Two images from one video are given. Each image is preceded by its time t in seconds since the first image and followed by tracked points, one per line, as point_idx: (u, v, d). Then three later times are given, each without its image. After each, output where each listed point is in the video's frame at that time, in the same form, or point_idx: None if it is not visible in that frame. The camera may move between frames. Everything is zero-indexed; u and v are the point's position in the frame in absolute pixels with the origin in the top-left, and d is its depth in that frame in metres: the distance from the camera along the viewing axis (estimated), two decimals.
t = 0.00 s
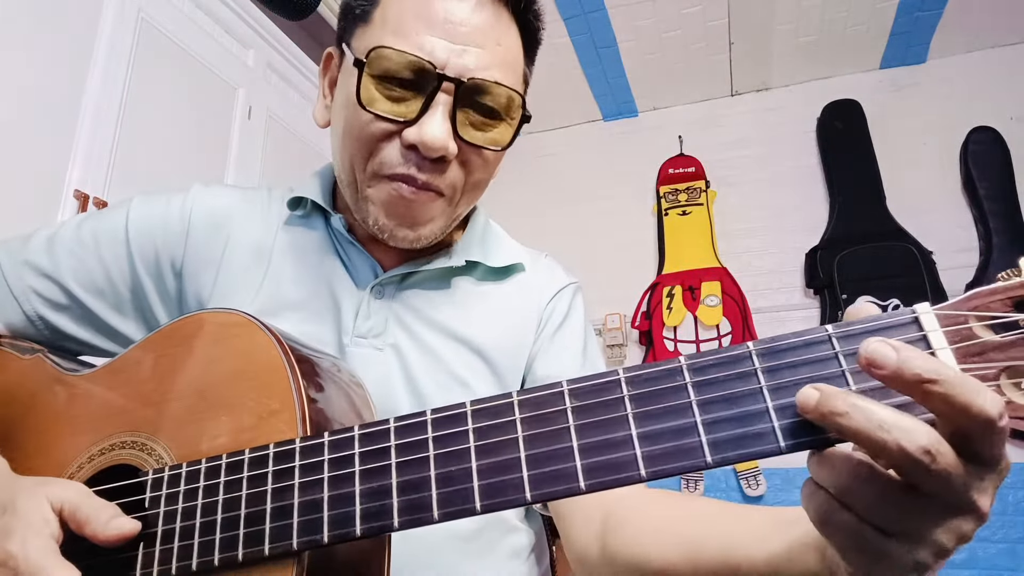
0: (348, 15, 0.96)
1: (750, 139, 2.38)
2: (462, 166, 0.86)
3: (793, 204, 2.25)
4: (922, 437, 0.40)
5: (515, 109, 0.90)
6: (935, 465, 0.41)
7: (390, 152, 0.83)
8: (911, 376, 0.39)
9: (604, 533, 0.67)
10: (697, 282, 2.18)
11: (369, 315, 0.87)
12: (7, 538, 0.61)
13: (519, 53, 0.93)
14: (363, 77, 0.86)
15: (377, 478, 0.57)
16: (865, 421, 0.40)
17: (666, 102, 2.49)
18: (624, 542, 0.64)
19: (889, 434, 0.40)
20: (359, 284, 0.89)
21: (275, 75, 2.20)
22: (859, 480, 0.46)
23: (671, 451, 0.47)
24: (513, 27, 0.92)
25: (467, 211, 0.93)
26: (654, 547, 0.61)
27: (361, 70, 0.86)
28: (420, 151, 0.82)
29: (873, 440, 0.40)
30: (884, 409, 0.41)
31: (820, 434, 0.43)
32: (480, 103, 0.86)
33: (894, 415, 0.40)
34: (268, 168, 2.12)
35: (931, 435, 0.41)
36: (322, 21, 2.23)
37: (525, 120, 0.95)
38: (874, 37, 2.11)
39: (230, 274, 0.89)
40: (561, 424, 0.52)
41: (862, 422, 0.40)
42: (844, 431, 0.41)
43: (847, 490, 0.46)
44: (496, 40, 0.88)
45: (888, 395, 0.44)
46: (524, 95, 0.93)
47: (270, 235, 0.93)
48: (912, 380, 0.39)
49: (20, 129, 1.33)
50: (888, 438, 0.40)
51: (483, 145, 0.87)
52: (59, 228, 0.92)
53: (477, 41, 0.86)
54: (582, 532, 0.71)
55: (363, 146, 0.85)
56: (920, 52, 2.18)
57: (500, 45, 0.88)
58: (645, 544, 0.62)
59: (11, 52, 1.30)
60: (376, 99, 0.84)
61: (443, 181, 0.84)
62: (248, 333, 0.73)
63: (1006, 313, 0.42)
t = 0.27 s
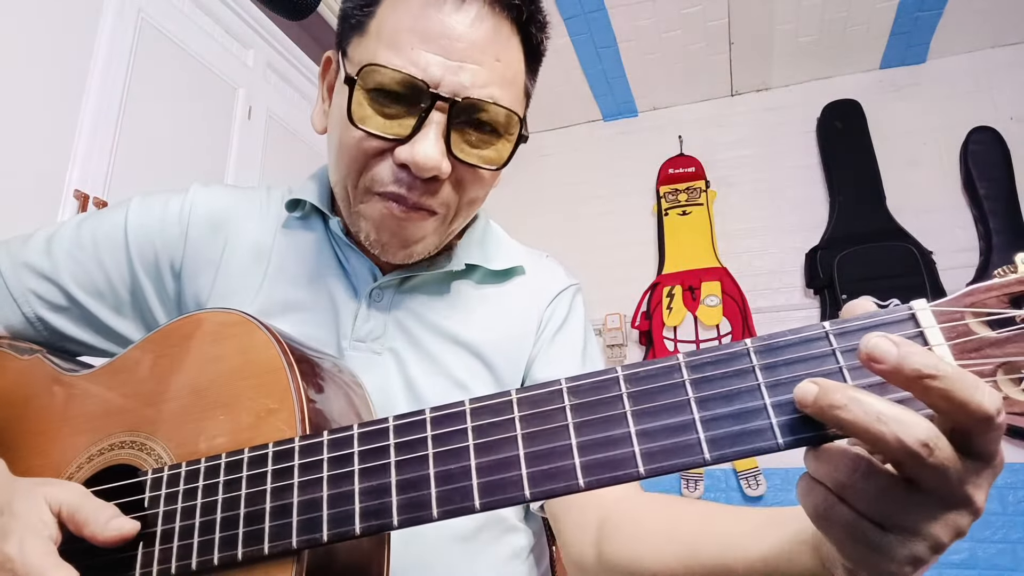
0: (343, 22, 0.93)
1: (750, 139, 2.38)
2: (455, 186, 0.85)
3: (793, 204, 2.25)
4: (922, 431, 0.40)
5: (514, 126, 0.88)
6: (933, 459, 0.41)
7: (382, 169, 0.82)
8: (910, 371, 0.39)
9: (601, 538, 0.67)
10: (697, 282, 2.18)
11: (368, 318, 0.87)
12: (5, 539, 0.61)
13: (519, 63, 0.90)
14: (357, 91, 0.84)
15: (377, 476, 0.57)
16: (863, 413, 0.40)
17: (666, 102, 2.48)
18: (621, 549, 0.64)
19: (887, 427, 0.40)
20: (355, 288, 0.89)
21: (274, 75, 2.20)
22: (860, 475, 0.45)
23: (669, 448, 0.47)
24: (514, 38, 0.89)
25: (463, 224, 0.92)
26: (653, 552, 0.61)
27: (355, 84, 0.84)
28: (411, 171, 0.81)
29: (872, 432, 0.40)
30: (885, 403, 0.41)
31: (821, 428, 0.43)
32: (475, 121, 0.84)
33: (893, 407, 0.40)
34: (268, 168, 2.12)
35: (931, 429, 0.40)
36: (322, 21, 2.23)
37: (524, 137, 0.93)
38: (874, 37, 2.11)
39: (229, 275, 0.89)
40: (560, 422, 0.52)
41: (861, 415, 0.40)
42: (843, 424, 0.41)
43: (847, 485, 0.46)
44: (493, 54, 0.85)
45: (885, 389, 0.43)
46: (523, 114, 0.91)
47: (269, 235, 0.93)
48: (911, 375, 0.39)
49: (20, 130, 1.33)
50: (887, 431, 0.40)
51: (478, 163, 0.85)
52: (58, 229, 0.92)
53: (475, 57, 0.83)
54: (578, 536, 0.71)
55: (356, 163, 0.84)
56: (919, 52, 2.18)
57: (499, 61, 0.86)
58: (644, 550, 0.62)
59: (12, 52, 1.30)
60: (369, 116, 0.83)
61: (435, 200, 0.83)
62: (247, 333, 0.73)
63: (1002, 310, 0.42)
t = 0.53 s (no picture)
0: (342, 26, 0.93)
1: (750, 139, 2.38)
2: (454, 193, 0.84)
3: (793, 204, 2.25)
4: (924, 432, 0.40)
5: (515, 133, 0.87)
6: (938, 459, 0.41)
7: (381, 176, 0.82)
8: (915, 370, 0.39)
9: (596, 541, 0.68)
10: (697, 282, 2.18)
11: (367, 321, 0.87)
12: (4, 540, 0.61)
13: (521, 68, 0.89)
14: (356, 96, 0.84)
15: (377, 477, 0.57)
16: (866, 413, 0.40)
17: (666, 102, 2.48)
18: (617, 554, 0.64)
19: (891, 427, 0.40)
20: (354, 289, 0.89)
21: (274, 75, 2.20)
22: (862, 476, 0.45)
23: (670, 449, 0.47)
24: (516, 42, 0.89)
25: (462, 229, 0.92)
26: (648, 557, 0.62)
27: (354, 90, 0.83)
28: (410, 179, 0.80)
29: (875, 432, 0.40)
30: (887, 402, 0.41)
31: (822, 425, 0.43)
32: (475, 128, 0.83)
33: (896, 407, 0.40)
34: (268, 168, 2.12)
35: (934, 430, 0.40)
36: (322, 21, 2.23)
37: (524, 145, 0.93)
38: (874, 37, 2.11)
39: (228, 276, 0.89)
40: (560, 423, 0.52)
41: (864, 414, 0.40)
42: (846, 423, 0.41)
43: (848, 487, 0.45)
44: (494, 60, 0.84)
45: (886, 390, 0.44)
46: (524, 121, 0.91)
47: (269, 236, 0.93)
48: (914, 374, 0.39)
49: (20, 130, 1.33)
50: (889, 430, 0.40)
51: (478, 171, 0.85)
52: (56, 229, 0.92)
53: (475, 63, 0.82)
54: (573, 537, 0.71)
55: (355, 168, 0.84)
56: (919, 52, 2.18)
57: (501, 66, 0.85)
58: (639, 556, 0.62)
59: (12, 52, 1.30)
60: (368, 122, 0.82)
61: (434, 208, 0.83)
62: (246, 333, 0.73)
63: (1003, 310, 0.42)
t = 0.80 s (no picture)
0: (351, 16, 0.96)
1: (750, 139, 2.37)
2: (462, 181, 0.84)
3: (793, 204, 2.25)
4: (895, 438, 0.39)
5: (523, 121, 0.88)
6: (912, 470, 0.39)
7: (389, 162, 0.82)
8: (888, 380, 0.39)
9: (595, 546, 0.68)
10: (697, 282, 2.18)
11: (367, 322, 0.87)
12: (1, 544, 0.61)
13: (530, 60, 0.89)
14: (366, 83, 0.84)
15: (375, 481, 0.57)
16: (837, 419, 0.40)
17: (666, 102, 2.48)
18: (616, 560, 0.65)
19: (861, 433, 0.39)
20: (355, 288, 0.89)
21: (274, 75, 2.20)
22: (849, 484, 0.44)
23: (670, 455, 0.47)
24: (525, 32, 0.89)
25: (467, 221, 0.91)
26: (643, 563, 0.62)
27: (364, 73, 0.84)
28: (419, 164, 0.80)
29: (847, 438, 0.40)
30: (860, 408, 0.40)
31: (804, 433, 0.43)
32: (484, 115, 0.84)
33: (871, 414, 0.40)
34: (269, 167, 2.11)
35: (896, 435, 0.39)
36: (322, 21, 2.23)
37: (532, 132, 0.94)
38: (874, 37, 2.10)
39: (227, 277, 0.88)
40: (560, 428, 0.52)
41: (837, 420, 0.40)
42: (824, 431, 0.41)
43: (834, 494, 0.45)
44: (505, 48, 0.85)
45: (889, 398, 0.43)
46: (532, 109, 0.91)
47: (268, 236, 0.92)
48: (890, 384, 0.39)
49: (20, 129, 1.33)
50: (861, 437, 0.39)
51: (486, 159, 0.85)
52: (56, 229, 0.92)
53: (485, 50, 0.83)
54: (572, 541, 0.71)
55: (362, 154, 0.83)
56: (919, 52, 2.18)
57: (510, 54, 0.85)
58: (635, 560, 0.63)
59: (12, 52, 1.30)
60: (377, 108, 0.83)
61: (442, 194, 0.82)
62: (245, 334, 0.73)
63: (1006, 316, 0.42)
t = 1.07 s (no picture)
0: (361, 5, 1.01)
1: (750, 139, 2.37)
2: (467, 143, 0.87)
3: (793, 204, 2.25)
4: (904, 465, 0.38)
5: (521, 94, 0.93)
6: (915, 494, 0.38)
7: (396, 123, 0.85)
8: (926, 411, 0.38)
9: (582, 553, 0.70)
10: (697, 282, 2.18)
11: (370, 316, 0.86)
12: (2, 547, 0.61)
13: (528, 42, 0.96)
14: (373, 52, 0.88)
15: (379, 490, 0.57)
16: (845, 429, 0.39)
17: (666, 102, 2.48)
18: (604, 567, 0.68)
19: (871, 451, 0.38)
20: (359, 279, 0.89)
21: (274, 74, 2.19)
22: (852, 494, 0.42)
23: (679, 470, 0.47)
24: (522, 16, 0.95)
25: (470, 195, 0.93)
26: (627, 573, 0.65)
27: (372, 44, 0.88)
28: (427, 122, 0.84)
29: (853, 454, 0.39)
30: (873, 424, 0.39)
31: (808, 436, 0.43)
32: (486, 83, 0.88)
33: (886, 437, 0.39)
34: (268, 167, 2.11)
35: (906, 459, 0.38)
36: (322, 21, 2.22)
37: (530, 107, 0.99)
38: (874, 37, 2.10)
39: (230, 274, 0.88)
40: (567, 440, 0.52)
41: (847, 436, 0.39)
42: (833, 446, 0.40)
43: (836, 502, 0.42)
44: (505, 24, 0.91)
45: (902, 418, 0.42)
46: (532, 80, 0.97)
47: (272, 235, 0.92)
48: (927, 415, 0.38)
49: (20, 128, 1.32)
50: (869, 457, 0.38)
51: (488, 124, 0.89)
52: (59, 225, 0.91)
53: (488, 24, 0.89)
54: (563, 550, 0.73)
55: (368, 120, 0.86)
56: (919, 52, 2.18)
57: (511, 30, 0.92)
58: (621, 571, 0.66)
59: (12, 52, 1.30)
60: (384, 72, 0.86)
61: (448, 155, 0.86)
62: (247, 333, 0.72)
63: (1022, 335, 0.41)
